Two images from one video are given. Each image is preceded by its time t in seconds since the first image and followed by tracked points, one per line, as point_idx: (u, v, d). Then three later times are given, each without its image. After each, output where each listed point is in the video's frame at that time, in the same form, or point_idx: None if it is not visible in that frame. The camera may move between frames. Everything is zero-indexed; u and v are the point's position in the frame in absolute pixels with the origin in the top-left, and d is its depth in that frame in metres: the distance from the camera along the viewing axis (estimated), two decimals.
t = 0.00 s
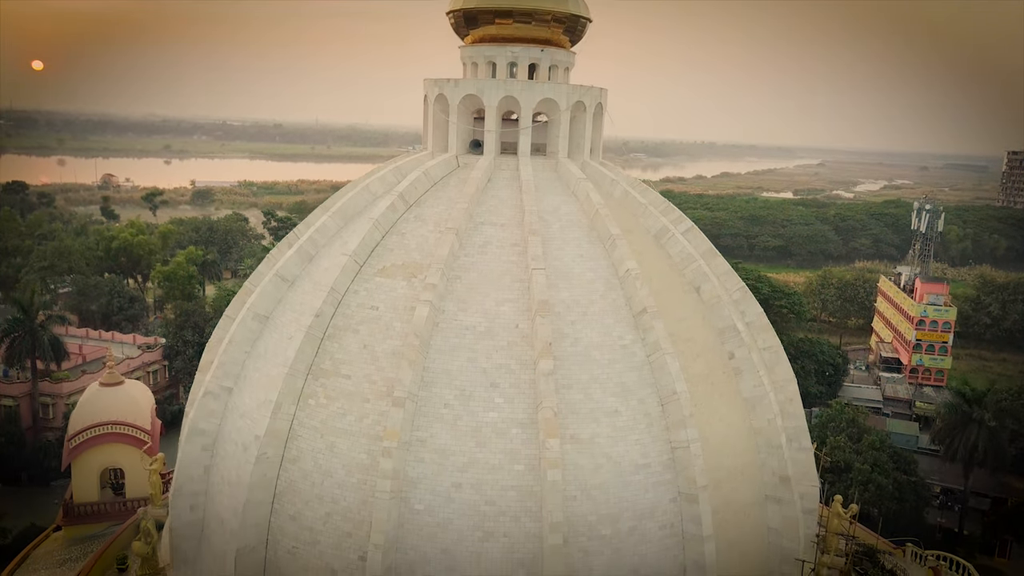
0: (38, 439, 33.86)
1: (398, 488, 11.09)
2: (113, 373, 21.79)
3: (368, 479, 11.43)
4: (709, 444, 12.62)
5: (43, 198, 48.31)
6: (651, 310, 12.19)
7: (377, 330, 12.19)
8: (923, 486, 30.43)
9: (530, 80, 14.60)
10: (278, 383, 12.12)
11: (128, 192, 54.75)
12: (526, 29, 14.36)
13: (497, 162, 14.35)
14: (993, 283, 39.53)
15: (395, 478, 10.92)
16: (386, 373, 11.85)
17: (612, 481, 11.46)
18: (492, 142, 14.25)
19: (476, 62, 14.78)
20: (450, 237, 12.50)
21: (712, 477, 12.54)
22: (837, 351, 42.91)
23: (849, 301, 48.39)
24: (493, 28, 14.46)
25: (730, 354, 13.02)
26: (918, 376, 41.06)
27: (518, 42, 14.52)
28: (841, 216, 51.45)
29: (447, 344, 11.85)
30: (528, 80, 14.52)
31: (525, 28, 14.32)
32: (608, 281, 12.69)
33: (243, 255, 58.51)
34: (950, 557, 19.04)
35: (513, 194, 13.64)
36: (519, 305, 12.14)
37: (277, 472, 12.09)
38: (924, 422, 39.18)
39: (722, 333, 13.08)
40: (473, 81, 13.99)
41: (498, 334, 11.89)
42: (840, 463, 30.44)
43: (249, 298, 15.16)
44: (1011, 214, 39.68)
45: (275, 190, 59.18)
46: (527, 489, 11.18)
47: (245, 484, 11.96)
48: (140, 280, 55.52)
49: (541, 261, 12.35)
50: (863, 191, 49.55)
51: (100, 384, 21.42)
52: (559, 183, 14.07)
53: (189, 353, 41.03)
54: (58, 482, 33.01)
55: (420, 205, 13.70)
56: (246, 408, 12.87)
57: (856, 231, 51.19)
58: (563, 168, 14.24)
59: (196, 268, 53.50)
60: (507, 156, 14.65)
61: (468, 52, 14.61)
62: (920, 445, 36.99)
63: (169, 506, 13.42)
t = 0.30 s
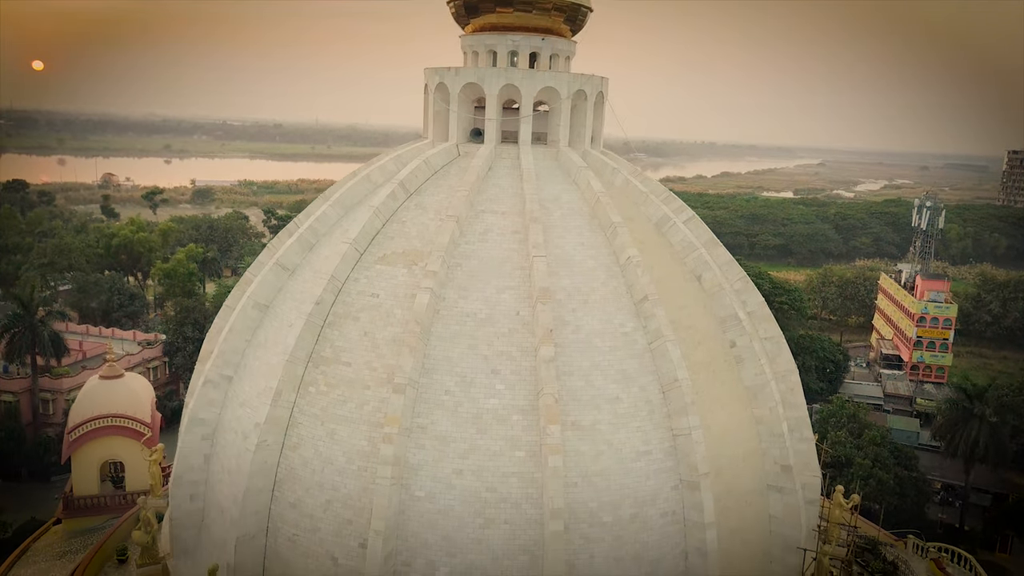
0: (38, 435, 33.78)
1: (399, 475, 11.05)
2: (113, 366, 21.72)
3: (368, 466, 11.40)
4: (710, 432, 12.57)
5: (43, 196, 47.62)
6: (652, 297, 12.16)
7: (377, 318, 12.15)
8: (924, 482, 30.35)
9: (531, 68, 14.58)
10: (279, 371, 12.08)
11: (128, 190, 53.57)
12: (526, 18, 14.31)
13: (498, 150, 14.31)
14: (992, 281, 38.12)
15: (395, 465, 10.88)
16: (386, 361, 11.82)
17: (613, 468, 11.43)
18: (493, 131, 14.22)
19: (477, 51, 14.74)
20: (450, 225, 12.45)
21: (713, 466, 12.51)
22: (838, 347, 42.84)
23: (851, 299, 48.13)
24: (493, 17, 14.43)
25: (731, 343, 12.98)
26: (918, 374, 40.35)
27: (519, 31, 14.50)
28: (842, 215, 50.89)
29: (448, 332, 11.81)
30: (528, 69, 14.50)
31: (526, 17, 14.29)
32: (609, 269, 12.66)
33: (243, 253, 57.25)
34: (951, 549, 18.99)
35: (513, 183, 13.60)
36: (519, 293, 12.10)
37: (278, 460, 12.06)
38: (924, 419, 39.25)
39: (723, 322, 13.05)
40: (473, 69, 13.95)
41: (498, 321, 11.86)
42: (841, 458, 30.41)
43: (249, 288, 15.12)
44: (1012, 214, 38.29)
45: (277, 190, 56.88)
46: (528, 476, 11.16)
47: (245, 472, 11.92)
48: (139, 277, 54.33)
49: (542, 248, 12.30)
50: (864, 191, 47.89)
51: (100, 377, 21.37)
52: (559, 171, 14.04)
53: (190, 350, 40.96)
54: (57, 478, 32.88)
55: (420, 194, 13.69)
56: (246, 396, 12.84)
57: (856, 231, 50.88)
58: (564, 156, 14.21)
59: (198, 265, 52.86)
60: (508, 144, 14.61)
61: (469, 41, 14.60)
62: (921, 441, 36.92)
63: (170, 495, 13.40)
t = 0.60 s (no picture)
0: (39, 430, 33.73)
1: (400, 458, 11.01)
2: (114, 358, 21.67)
3: (369, 450, 11.36)
4: (713, 417, 12.52)
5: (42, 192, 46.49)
6: (654, 282, 12.12)
7: (378, 302, 12.12)
8: (926, 478, 30.23)
9: (532, 55, 14.55)
10: (279, 356, 12.04)
11: (128, 187, 52.98)
12: (528, 4, 14.27)
13: (499, 137, 14.27)
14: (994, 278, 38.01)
15: (396, 448, 10.84)
16: (387, 345, 11.78)
17: (615, 452, 11.39)
18: (494, 117, 14.19)
19: (478, 38, 14.70)
20: (451, 210, 12.41)
21: (715, 451, 12.48)
22: (839, 343, 42.78)
23: (850, 296, 47.96)
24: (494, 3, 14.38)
25: (733, 329, 12.92)
26: (919, 370, 39.94)
27: (520, 18, 14.47)
28: (843, 214, 50.13)
29: (449, 316, 11.77)
30: (530, 55, 14.48)
31: (527, 3, 14.25)
32: (611, 255, 12.62)
33: (244, 251, 54.90)
34: (954, 540, 18.89)
35: (514, 168, 13.57)
36: (521, 277, 12.06)
37: (278, 445, 12.02)
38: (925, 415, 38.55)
39: (725, 308, 13.01)
40: (475, 55, 13.91)
41: (500, 306, 11.82)
42: (841, 452, 30.35)
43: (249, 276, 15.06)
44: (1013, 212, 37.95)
45: (279, 190, 55.35)
46: (530, 459, 11.13)
47: (245, 457, 11.87)
48: (140, 273, 53.92)
49: (544, 233, 12.26)
50: (864, 191, 48.06)
51: (100, 368, 21.34)
52: (561, 158, 14.01)
53: (191, 345, 40.90)
54: (58, 473, 32.81)
55: (421, 180, 13.67)
56: (246, 382, 12.81)
57: (856, 230, 50.26)
58: (566, 142, 14.18)
59: (199, 262, 52.22)
60: (509, 131, 14.57)
61: (470, 28, 14.56)
62: (922, 437, 36.80)
63: (169, 482, 13.36)
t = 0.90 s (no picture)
0: (39, 424, 33.65)
1: (402, 442, 10.97)
2: (114, 349, 21.60)
3: (370, 434, 11.32)
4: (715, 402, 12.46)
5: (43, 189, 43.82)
6: (656, 267, 12.08)
7: (379, 287, 12.08)
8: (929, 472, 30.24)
9: (534, 41, 14.51)
10: (280, 341, 12.00)
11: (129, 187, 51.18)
12: None
13: (500, 123, 14.22)
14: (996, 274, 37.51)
15: (397, 431, 10.80)
16: (387, 330, 11.74)
17: (617, 436, 11.35)
18: (495, 103, 14.14)
19: (479, 24, 14.66)
20: (452, 194, 12.37)
21: (717, 436, 12.44)
22: (841, 339, 42.84)
23: (851, 294, 47.68)
24: None
25: (735, 315, 12.89)
26: (920, 366, 39.45)
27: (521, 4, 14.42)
28: (842, 211, 48.83)
29: (451, 300, 11.73)
30: (531, 41, 14.44)
31: None
32: (613, 239, 12.57)
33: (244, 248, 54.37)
34: (956, 531, 18.82)
35: (516, 153, 13.52)
36: (523, 262, 12.01)
37: (279, 429, 11.98)
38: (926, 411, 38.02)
39: (727, 293, 12.96)
40: (476, 40, 13.87)
41: (501, 290, 11.77)
42: (842, 446, 30.37)
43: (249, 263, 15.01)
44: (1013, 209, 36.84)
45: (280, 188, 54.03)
46: (532, 443, 11.09)
47: (246, 442, 11.83)
48: (139, 270, 53.36)
49: (545, 217, 12.22)
50: (864, 190, 46.74)
51: (100, 359, 21.27)
52: (563, 143, 13.97)
53: (190, 341, 40.76)
54: (58, 467, 32.71)
55: (422, 165, 13.64)
56: (247, 368, 12.77)
57: (856, 227, 48.99)
58: (567, 128, 14.14)
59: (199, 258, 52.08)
60: (510, 117, 14.52)
61: (471, 14, 14.53)
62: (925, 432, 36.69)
63: (170, 468, 13.33)
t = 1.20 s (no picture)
0: (39, 419, 33.60)
1: (403, 426, 10.92)
2: (114, 340, 21.56)
3: (371, 418, 11.28)
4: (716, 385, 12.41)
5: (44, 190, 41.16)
6: (657, 252, 12.03)
7: (379, 272, 12.04)
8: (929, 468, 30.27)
9: (534, 27, 14.49)
10: (280, 326, 11.92)
11: (130, 185, 48.78)
12: None
13: (501, 109, 14.19)
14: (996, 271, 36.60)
15: (397, 415, 10.77)
16: (390, 315, 11.70)
17: (618, 421, 11.30)
18: (495, 90, 14.10)
19: (480, 11, 14.63)
20: (453, 179, 12.33)
21: (719, 422, 12.40)
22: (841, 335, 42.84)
23: (852, 291, 47.61)
24: None
25: (736, 301, 12.88)
26: (922, 363, 39.26)
27: None
28: (844, 210, 48.60)
29: (451, 284, 11.69)
30: (532, 28, 14.41)
31: None
32: (615, 225, 12.54)
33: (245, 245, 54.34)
34: (958, 520, 18.80)
35: (517, 139, 13.49)
36: (524, 247, 11.97)
37: (280, 414, 11.94)
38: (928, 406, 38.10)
39: (729, 280, 12.95)
40: (476, 27, 13.84)
41: (501, 275, 11.73)
42: (844, 440, 30.25)
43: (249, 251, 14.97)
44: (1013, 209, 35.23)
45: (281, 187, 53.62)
46: (532, 426, 11.05)
47: (246, 427, 11.79)
48: (139, 268, 52.99)
49: (546, 202, 12.18)
50: (865, 189, 46.18)
51: (100, 351, 21.23)
52: (564, 130, 13.95)
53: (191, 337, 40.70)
54: (58, 462, 32.61)
55: (422, 151, 13.61)
56: (247, 354, 12.74)
57: (857, 226, 48.88)
58: (569, 114, 14.11)
59: (200, 255, 51.99)
60: (511, 104, 14.48)
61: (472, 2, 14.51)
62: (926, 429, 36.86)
63: (169, 455, 13.29)
